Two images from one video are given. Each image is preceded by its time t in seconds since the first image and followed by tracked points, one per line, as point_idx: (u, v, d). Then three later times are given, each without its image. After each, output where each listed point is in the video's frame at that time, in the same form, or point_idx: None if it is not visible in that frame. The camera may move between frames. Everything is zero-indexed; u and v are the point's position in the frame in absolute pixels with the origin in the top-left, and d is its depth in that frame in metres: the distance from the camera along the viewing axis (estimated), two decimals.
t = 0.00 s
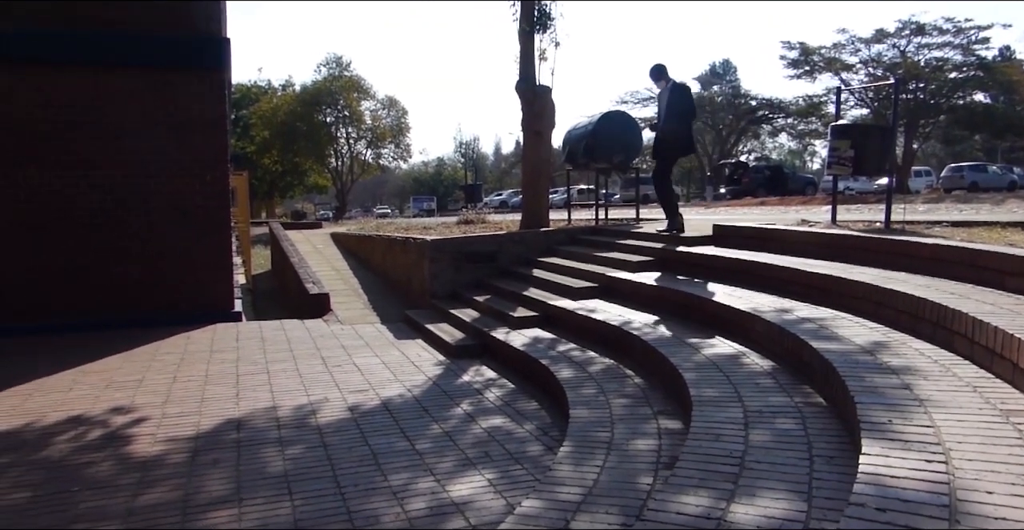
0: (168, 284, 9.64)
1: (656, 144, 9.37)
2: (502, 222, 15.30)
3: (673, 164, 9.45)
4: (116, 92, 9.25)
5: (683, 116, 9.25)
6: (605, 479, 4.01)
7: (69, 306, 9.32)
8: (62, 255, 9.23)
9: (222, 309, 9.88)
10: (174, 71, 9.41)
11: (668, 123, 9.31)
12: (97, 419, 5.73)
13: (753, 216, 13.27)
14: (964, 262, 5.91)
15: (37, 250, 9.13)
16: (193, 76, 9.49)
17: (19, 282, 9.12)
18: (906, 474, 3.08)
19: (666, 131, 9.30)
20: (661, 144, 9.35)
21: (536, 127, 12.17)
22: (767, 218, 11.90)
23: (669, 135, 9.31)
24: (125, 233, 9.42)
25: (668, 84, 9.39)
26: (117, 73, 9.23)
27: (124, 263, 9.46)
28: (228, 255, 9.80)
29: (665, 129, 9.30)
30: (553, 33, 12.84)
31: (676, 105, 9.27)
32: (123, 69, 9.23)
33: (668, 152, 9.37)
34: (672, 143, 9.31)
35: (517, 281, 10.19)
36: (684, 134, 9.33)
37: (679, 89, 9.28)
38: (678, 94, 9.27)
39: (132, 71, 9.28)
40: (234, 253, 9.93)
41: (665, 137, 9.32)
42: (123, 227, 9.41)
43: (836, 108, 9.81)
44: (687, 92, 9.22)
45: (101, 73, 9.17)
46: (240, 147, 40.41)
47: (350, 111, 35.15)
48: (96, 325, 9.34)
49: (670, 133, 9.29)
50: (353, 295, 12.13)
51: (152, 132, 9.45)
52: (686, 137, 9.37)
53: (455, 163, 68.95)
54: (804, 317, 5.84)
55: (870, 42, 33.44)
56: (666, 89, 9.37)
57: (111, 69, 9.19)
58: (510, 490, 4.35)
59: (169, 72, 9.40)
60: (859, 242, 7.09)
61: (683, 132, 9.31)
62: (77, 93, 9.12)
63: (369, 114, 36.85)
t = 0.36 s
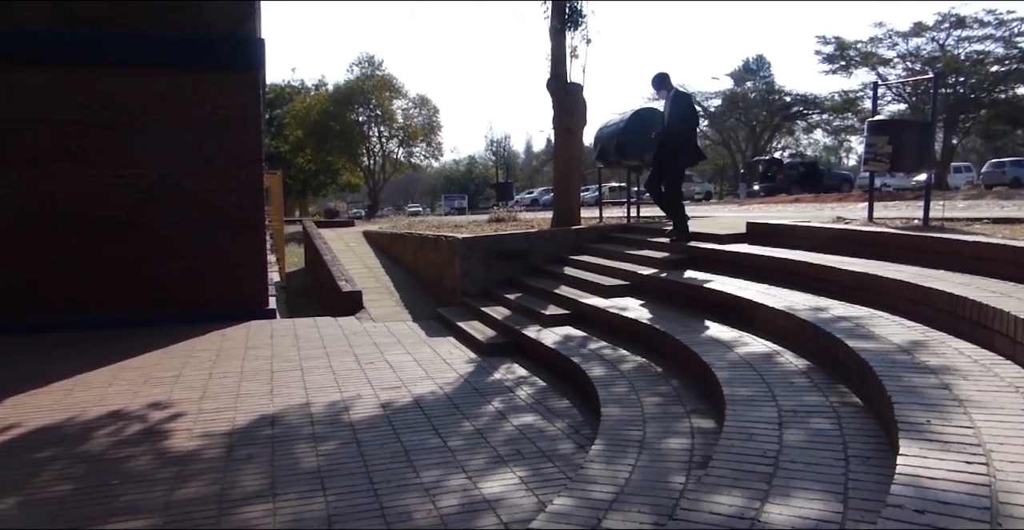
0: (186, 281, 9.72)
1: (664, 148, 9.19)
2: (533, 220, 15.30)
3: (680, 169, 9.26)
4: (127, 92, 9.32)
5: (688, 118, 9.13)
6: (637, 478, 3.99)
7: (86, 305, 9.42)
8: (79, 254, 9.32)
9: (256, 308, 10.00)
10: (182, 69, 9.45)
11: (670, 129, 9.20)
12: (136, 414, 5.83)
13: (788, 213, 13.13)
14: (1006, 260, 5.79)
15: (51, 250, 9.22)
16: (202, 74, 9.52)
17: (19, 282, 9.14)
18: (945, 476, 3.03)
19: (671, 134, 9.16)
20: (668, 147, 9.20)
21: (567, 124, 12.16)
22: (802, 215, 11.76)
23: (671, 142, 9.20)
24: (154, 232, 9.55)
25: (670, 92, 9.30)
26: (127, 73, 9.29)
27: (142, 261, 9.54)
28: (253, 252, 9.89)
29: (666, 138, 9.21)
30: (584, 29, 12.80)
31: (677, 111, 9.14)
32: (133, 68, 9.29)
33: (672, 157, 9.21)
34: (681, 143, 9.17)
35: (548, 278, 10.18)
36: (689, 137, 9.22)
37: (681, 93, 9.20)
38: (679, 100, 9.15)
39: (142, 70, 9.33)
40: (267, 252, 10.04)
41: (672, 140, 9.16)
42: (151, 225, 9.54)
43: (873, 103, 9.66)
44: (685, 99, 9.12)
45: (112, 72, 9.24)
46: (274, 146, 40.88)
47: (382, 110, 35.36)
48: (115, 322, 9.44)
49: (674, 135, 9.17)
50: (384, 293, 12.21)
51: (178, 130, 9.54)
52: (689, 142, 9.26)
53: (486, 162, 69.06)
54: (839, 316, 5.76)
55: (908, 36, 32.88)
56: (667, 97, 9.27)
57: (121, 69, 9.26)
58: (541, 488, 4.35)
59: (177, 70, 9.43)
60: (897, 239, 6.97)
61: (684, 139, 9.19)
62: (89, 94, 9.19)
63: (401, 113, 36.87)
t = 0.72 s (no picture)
0: (214, 276, 9.81)
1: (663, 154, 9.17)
2: (565, 216, 15.29)
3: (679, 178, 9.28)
4: (155, 90, 9.43)
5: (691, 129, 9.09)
6: (669, 476, 3.97)
7: (115, 300, 9.55)
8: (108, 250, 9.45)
9: (292, 303, 10.09)
10: (212, 68, 9.55)
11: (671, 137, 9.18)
12: (174, 407, 5.92)
13: (824, 210, 12.97)
14: None
15: (85, 246, 9.37)
16: (228, 73, 9.60)
17: (61, 277, 9.33)
18: (986, 478, 2.97)
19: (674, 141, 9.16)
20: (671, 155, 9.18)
21: (599, 121, 12.12)
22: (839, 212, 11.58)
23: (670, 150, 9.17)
24: (191, 229, 9.68)
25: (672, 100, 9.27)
26: (154, 72, 9.40)
27: (170, 256, 9.65)
28: (282, 248, 9.97)
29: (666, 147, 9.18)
30: (617, 26, 12.75)
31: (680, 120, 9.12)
32: (159, 67, 9.40)
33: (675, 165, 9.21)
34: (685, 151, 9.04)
35: (580, 275, 10.16)
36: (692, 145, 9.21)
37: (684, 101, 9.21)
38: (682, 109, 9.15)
39: (172, 69, 9.45)
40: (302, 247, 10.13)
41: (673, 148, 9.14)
42: (189, 222, 9.67)
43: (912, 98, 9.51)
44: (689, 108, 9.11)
45: (139, 72, 9.36)
46: (308, 143, 41.25)
47: (415, 108, 35.48)
48: (144, 316, 9.53)
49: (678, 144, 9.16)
50: (417, 289, 12.27)
51: (214, 128, 9.65)
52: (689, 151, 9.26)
53: (518, 159, 69.03)
54: (876, 314, 5.68)
55: (949, 29, 32.26)
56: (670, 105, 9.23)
57: (147, 68, 9.37)
58: (573, 485, 4.34)
59: (206, 69, 9.54)
60: (937, 237, 6.85)
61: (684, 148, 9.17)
62: (117, 93, 9.33)
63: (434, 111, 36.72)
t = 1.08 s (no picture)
0: (251, 269, 9.94)
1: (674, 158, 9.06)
2: (600, 214, 15.22)
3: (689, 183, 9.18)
4: (196, 86, 9.57)
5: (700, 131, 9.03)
6: (705, 477, 3.94)
7: (155, 292, 9.71)
8: (148, 242, 9.62)
9: (328, 296, 10.18)
10: (252, 64, 9.66)
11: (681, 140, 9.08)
12: (213, 398, 6.01)
13: (866, 209, 12.75)
14: None
15: (128, 239, 9.55)
16: (267, 69, 9.71)
17: (104, 269, 9.52)
18: None
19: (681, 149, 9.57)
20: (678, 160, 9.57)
21: (636, 118, 12.03)
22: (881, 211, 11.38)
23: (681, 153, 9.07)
24: (231, 222, 9.81)
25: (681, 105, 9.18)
26: (195, 68, 9.54)
27: (209, 249, 9.80)
28: (319, 242, 10.07)
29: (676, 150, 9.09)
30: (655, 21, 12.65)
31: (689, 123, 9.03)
32: (200, 64, 9.53)
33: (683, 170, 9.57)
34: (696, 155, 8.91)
35: (615, 273, 10.10)
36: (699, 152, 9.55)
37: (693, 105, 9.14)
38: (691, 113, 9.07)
39: (212, 66, 9.57)
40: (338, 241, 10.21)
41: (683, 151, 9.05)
42: (229, 216, 9.80)
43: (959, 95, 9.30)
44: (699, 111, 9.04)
45: (181, 68, 9.50)
46: (346, 139, 41.56)
47: (451, 104, 35.52)
48: (183, 308, 9.68)
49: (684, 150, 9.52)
50: (452, 285, 12.31)
51: (254, 123, 9.76)
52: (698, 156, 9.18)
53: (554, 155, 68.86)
54: (919, 316, 5.57)
55: (998, 23, 31.47)
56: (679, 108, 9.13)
57: (188, 64, 9.51)
58: (607, 483, 4.33)
59: (246, 65, 9.65)
60: (983, 238, 6.70)
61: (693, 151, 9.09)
62: (158, 89, 9.47)
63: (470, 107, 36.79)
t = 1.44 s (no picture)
0: (290, 263, 10.04)
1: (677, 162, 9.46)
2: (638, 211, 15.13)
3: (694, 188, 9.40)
4: (237, 83, 9.69)
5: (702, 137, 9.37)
6: (743, 477, 3.89)
7: (197, 285, 9.85)
8: (190, 237, 9.77)
9: (366, 291, 10.25)
10: (291, 62, 9.75)
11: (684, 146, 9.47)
12: (252, 390, 6.09)
13: (910, 207, 12.50)
14: None
15: (170, 233, 9.71)
16: (307, 66, 9.79)
17: (147, 262, 9.69)
18: None
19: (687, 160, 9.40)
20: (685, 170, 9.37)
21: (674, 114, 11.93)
22: (925, 210, 11.16)
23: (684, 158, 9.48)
24: (270, 217, 9.92)
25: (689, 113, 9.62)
26: (235, 66, 9.66)
27: (249, 244, 9.92)
28: (357, 237, 10.14)
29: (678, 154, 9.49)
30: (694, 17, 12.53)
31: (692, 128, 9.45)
32: (240, 61, 9.65)
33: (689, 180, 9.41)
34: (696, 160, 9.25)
35: (652, 271, 10.04)
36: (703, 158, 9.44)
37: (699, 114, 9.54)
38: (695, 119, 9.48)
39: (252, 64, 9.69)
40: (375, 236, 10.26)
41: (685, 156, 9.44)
42: (268, 211, 9.91)
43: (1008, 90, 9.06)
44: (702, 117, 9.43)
45: (222, 66, 9.63)
46: (383, 136, 41.88)
47: (488, 100, 35.59)
48: (224, 302, 9.82)
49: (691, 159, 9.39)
50: (488, 281, 12.33)
51: (293, 120, 9.86)
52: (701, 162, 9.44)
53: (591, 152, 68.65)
54: (965, 318, 5.45)
55: None
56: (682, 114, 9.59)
57: (229, 62, 9.64)
58: (642, 482, 4.30)
59: (286, 63, 9.74)
60: None
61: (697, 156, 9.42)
62: (200, 86, 9.62)
63: (506, 103, 36.77)
